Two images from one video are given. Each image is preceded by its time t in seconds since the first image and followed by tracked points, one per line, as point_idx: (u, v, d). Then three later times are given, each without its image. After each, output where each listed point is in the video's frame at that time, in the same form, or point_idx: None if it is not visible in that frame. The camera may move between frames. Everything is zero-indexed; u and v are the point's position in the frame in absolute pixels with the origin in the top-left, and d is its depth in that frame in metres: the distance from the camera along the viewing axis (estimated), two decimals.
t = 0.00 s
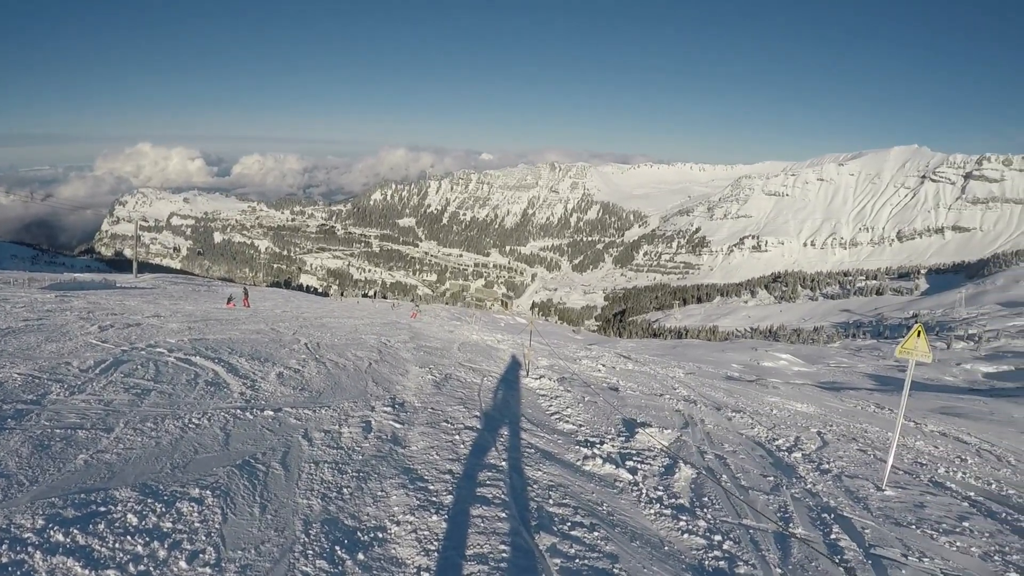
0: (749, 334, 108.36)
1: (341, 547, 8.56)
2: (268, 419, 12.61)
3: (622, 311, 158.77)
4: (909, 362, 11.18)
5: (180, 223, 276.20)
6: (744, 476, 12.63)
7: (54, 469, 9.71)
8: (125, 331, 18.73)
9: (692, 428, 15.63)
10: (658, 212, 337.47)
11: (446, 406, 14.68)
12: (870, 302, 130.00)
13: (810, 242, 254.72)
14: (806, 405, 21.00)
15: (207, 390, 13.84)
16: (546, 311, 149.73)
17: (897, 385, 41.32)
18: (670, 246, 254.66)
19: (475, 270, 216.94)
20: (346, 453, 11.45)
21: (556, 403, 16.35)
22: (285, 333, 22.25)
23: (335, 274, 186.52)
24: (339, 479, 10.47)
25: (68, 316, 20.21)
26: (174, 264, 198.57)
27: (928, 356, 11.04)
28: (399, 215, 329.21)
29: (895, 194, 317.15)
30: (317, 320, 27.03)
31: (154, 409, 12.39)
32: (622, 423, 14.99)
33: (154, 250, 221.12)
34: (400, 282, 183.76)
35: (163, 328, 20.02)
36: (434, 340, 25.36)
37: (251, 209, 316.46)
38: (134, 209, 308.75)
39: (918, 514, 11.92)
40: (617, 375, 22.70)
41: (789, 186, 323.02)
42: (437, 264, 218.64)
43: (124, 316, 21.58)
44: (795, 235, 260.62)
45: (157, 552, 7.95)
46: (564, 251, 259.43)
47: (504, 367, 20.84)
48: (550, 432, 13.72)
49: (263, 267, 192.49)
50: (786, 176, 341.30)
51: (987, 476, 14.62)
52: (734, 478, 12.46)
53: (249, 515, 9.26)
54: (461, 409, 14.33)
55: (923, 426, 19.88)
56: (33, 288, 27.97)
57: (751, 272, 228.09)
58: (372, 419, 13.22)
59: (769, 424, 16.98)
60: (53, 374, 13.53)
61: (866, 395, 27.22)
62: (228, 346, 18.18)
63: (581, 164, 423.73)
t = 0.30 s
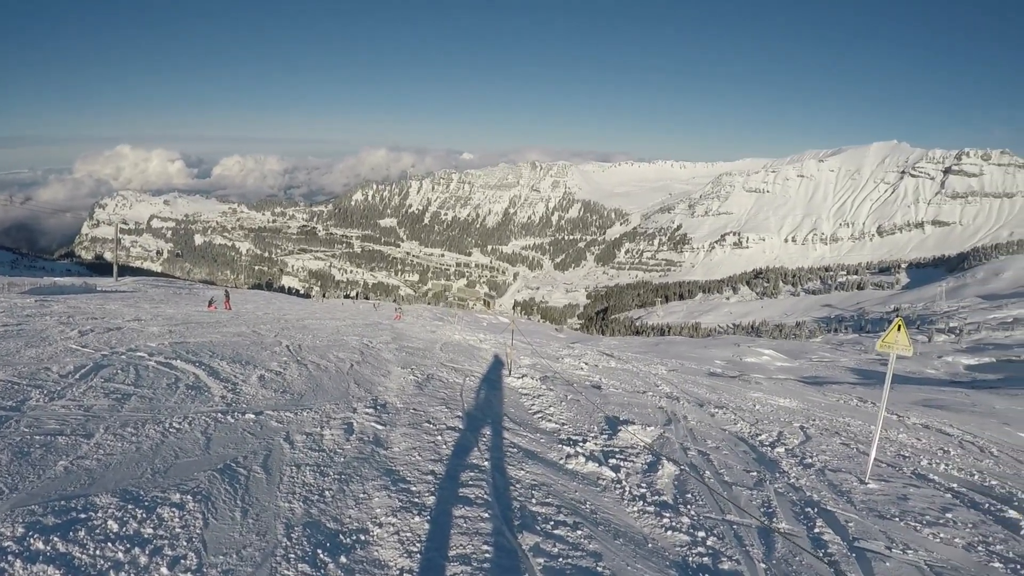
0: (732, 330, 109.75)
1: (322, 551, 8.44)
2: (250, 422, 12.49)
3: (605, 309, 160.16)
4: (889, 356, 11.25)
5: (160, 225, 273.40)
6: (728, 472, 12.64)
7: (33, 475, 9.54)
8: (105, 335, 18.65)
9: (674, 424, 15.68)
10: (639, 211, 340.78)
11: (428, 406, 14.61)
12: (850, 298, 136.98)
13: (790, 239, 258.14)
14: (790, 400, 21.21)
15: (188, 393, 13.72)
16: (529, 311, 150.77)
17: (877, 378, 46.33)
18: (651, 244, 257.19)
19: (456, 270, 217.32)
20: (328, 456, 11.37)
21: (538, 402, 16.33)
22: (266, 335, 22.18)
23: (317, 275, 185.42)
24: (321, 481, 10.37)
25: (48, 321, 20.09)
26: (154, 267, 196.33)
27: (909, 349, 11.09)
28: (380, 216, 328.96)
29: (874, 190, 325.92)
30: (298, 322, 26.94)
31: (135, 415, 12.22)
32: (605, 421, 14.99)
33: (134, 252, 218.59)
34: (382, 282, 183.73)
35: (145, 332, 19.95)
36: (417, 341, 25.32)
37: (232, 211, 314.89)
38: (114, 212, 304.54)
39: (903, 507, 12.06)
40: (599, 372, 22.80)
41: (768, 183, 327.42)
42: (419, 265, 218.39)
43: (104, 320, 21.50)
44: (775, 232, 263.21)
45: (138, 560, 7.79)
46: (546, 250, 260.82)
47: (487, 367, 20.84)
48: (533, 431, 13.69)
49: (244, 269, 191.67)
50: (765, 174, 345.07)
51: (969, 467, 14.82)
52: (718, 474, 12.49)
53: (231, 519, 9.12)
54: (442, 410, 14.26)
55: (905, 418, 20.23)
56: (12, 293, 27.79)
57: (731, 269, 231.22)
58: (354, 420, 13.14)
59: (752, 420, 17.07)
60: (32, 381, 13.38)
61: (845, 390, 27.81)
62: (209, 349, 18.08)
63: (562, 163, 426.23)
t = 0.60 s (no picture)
0: (712, 327, 111.69)
1: (303, 554, 8.36)
2: (228, 426, 12.36)
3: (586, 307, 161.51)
4: (868, 351, 11.27)
5: (137, 229, 269.52)
6: (709, 469, 12.66)
7: (9, 484, 9.33)
8: (82, 340, 18.46)
9: (655, 421, 15.71)
10: (617, 209, 341.53)
11: (408, 407, 14.58)
12: (828, 292, 140.61)
13: (770, 235, 261.38)
14: (770, 396, 21.42)
15: (167, 398, 13.60)
16: (510, 310, 151.72)
17: (856, 372, 48.18)
18: (631, 242, 258.70)
19: (436, 270, 217.04)
20: (308, 458, 11.31)
21: (518, 400, 16.37)
22: (245, 338, 22.10)
23: (296, 276, 187.68)
24: (301, 484, 10.31)
25: (24, 327, 19.88)
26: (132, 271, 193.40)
27: (886, 345, 11.13)
28: (358, 218, 326.98)
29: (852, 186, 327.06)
30: (277, 325, 26.80)
31: (113, 420, 12.06)
32: (585, 419, 15.03)
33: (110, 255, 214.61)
34: (361, 283, 183.01)
35: (122, 336, 19.81)
36: (396, 341, 25.24)
37: (210, 213, 312.07)
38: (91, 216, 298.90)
39: (883, 499, 12.19)
40: (580, 371, 22.90)
41: (747, 180, 330.20)
42: (398, 265, 217.43)
43: (81, 326, 21.29)
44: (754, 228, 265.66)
45: (116, 566, 7.65)
46: (525, 249, 261.19)
47: (467, 366, 20.82)
48: (514, 430, 13.65)
49: (223, 272, 189.74)
50: (744, 171, 347.67)
51: (948, 459, 15.02)
52: (699, 469, 12.51)
53: (211, 524, 9.00)
54: (422, 410, 14.21)
55: (885, 412, 20.54)
56: None
57: (709, 266, 232.94)
58: (333, 422, 13.09)
59: (732, 416, 17.15)
60: (7, 388, 13.19)
61: (825, 386, 28.24)
62: (187, 353, 17.96)
63: (540, 162, 426.65)
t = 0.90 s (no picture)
0: (687, 324, 113.29)
1: (279, 558, 8.26)
2: (204, 430, 12.21)
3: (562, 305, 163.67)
4: (841, 345, 11.39)
5: (111, 232, 265.29)
6: (685, 464, 12.78)
7: None
8: (54, 346, 18.28)
9: (631, 418, 15.80)
10: (592, 207, 344.70)
11: (385, 408, 14.49)
12: (803, 288, 143.80)
13: (745, 231, 266.73)
14: (748, 391, 21.64)
15: (141, 403, 13.42)
16: (486, 310, 152.80)
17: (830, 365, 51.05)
18: (606, 241, 260.32)
19: (412, 270, 217.48)
20: (284, 461, 11.19)
21: (494, 399, 16.40)
22: (220, 341, 22.01)
23: (271, 278, 187.49)
24: (275, 488, 10.22)
25: None
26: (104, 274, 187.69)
27: (859, 339, 11.23)
28: (333, 219, 325.64)
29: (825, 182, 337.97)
30: (253, 327, 26.74)
31: (88, 426, 11.87)
32: (562, 417, 15.06)
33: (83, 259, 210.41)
34: (336, 284, 182.96)
35: (95, 341, 19.64)
36: (372, 342, 25.17)
37: (183, 215, 309.63)
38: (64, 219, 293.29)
39: (859, 492, 12.31)
40: (556, 369, 23.02)
41: (721, 178, 334.70)
42: (374, 266, 217.39)
43: (54, 331, 21.10)
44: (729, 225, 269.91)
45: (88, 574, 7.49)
46: (501, 249, 263.04)
47: (443, 367, 20.79)
48: (490, 429, 13.69)
49: (198, 274, 187.37)
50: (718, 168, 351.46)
51: (921, 450, 15.28)
52: (675, 466, 12.60)
53: (185, 529, 8.86)
54: (398, 411, 14.17)
55: (862, 406, 20.88)
56: None
57: (685, 263, 233.77)
58: (308, 424, 12.95)
59: (709, 411, 17.28)
60: None
61: (802, 381, 28.69)
62: (162, 358, 17.79)
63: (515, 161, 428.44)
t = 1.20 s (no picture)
0: (660, 321, 113.44)
1: (250, 562, 8.12)
2: (173, 435, 12.04)
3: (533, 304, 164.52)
4: (812, 340, 11.41)
5: (80, 235, 259.82)
6: (658, 461, 12.84)
7: None
8: (22, 352, 18.09)
9: (603, 417, 15.88)
10: (564, 206, 348.80)
11: (355, 410, 14.39)
12: (775, 285, 145.03)
13: (716, 228, 272.95)
14: (722, 388, 21.74)
15: (111, 408, 13.26)
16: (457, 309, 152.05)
17: (802, 360, 53.45)
18: (578, 238, 263.50)
19: (383, 271, 217.27)
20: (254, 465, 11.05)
21: (466, 400, 16.42)
22: (190, 344, 21.88)
23: (241, 280, 185.76)
24: (245, 492, 10.09)
25: None
26: (73, 278, 177.36)
27: (829, 334, 11.28)
28: (303, 219, 324.48)
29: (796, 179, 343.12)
30: (223, 330, 26.63)
31: (58, 432, 11.69)
32: (533, 417, 15.14)
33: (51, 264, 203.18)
34: (307, 286, 182.30)
35: (63, 346, 19.48)
36: (342, 344, 25.04)
37: (153, 218, 306.54)
38: (30, 222, 286.83)
39: (832, 485, 12.41)
40: (528, 368, 23.11)
41: (691, 176, 344.19)
42: (345, 267, 216.86)
43: (21, 336, 20.90)
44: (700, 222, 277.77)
45: None
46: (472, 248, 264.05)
47: (415, 367, 20.75)
48: (462, 429, 13.70)
49: (168, 277, 181.71)
50: (689, 167, 360.99)
51: (894, 443, 15.47)
52: (647, 463, 12.69)
53: (155, 536, 8.67)
54: (369, 413, 14.08)
55: (834, 400, 21.16)
56: None
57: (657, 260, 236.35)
58: (279, 428, 12.81)
59: (681, 408, 17.40)
60: None
61: (774, 376, 29.16)
62: (131, 363, 17.60)
63: (485, 160, 431.02)
